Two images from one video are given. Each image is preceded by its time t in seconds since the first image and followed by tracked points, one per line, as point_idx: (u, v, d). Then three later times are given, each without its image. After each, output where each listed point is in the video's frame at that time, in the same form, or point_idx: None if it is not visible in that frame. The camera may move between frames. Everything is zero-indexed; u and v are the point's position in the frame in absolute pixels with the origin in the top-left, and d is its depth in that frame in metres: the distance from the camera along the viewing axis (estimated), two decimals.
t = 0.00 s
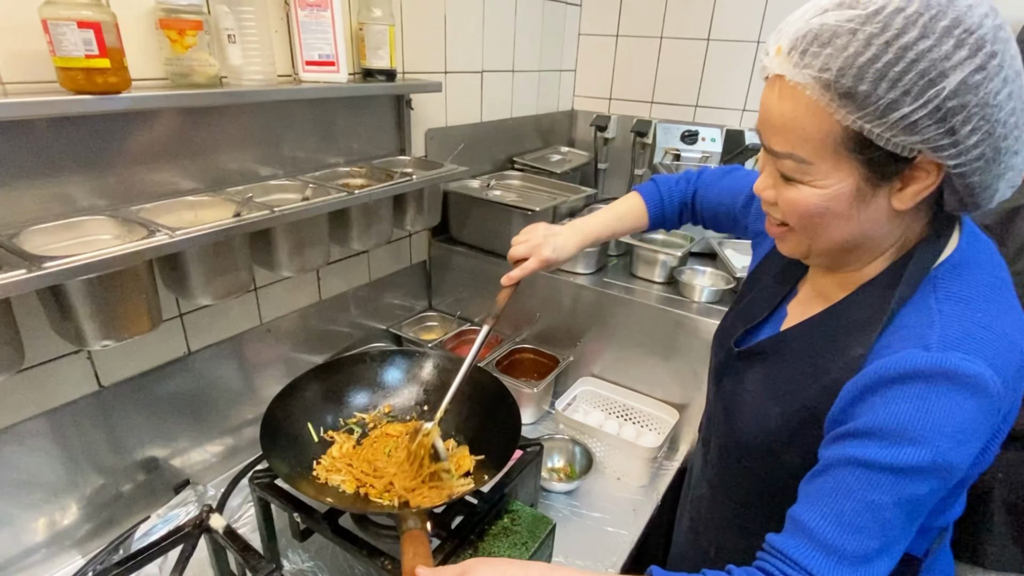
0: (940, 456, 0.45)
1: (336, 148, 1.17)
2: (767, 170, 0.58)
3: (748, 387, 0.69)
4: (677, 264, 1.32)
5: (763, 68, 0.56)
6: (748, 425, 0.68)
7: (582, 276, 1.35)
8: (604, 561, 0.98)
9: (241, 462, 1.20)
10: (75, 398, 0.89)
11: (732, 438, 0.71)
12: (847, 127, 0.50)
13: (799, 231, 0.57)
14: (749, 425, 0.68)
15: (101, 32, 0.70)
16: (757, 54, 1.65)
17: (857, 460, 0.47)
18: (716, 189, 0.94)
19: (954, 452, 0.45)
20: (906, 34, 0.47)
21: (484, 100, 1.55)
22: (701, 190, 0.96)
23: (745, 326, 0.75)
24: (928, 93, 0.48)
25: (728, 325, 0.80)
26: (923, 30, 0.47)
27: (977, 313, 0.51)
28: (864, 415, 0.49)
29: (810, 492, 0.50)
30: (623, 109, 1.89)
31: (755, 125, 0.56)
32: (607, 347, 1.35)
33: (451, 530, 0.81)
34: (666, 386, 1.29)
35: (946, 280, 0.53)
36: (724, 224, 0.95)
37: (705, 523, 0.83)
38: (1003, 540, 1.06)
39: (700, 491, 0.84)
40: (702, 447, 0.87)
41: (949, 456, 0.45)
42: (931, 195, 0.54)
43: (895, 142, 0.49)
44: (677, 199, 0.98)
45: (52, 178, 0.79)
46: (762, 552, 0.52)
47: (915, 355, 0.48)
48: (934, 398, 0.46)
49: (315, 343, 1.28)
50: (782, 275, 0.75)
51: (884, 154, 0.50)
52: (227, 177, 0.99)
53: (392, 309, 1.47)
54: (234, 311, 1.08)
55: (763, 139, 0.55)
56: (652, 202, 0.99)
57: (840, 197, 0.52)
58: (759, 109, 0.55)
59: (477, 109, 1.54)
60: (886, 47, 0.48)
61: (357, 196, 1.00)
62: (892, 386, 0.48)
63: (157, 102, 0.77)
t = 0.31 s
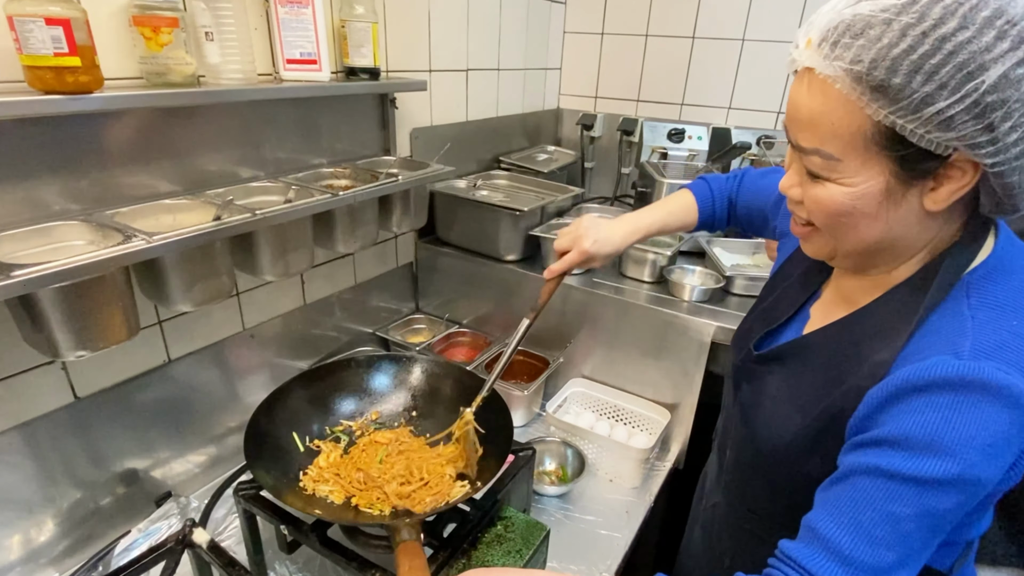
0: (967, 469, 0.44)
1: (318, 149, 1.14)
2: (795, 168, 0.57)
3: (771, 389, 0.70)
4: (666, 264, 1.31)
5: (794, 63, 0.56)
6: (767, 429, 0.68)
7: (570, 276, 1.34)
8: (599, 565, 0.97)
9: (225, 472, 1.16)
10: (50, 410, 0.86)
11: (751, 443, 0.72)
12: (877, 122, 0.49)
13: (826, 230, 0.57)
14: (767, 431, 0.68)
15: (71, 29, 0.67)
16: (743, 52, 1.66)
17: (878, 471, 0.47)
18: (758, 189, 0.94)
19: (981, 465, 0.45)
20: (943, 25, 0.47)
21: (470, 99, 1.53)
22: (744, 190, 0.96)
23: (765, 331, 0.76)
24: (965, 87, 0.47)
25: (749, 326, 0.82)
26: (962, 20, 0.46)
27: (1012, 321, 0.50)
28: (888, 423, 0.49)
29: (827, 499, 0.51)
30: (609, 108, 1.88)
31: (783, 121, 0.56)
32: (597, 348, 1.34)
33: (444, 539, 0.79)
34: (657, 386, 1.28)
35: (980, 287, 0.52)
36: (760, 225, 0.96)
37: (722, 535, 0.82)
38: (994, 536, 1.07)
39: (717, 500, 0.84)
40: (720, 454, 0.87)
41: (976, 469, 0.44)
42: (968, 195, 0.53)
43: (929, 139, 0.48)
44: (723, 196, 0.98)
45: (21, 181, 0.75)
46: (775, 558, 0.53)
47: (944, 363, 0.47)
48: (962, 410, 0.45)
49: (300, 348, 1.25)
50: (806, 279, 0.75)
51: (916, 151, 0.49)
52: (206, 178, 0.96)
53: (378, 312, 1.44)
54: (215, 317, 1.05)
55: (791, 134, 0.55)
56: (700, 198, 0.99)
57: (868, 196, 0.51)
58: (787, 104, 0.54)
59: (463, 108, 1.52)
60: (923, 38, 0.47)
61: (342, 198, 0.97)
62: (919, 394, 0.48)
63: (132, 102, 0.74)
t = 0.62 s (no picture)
0: (979, 473, 0.45)
1: (305, 149, 1.13)
2: (808, 169, 0.57)
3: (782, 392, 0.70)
4: (655, 263, 1.32)
5: (810, 62, 0.56)
6: (777, 436, 0.69)
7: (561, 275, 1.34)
8: (593, 565, 0.97)
9: (214, 477, 1.15)
10: (32, 416, 0.84)
11: (761, 450, 0.72)
12: (896, 125, 0.49)
13: (838, 231, 0.57)
14: (777, 440, 0.69)
15: (50, 27, 0.65)
16: (731, 50, 1.66)
17: (889, 472, 0.47)
18: (737, 194, 0.95)
19: (993, 470, 0.45)
20: (968, 27, 0.46)
21: (458, 97, 1.52)
22: (721, 198, 0.97)
23: (773, 335, 0.76)
24: (988, 90, 0.47)
25: (754, 330, 0.82)
26: (987, 22, 0.46)
27: None
28: (901, 425, 0.49)
29: (834, 498, 0.51)
30: (597, 106, 1.88)
31: (797, 122, 0.55)
32: (588, 347, 1.34)
33: (437, 541, 0.78)
34: (648, 384, 1.29)
35: (995, 290, 0.52)
36: (744, 228, 0.95)
37: (729, 536, 0.82)
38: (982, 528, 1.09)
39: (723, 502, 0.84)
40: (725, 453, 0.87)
41: (988, 474, 0.45)
42: (983, 200, 0.53)
43: (949, 142, 0.48)
44: (701, 203, 0.98)
45: None
46: (778, 554, 0.53)
47: (960, 367, 0.47)
48: (978, 414, 0.45)
49: (288, 350, 1.23)
50: (816, 284, 0.74)
51: (935, 155, 0.49)
52: (191, 179, 0.95)
53: (368, 312, 1.43)
54: (202, 320, 1.04)
55: (805, 135, 0.54)
56: (677, 202, 0.99)
57: (884, 199, 0.51)
58: (802, 105, 0.54)
59: (451, 107, 1.51)
60: (946, 39, 0.47)
61: (330, 198, 0.96)
62: (934, 397, 0.48)
63: (114, 102, 0.72)
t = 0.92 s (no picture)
0: (969, 474, 0.45)
1: (296, 147, 1.12)
2: (795, 164, 0.58)
3: (764, 396, 0.70)
4: (649, 260, 1.32)
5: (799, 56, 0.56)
6: (765, 434, 0.69)
7: (556, 273, 1.34)
8: (589, 563, 0.97)
9: (207, 478, 1.14)
10: (21, 419, 0.83)
11: (748, 446, 0.72)
12: (880, 119, 0.49)
13: (822, 227, 0.57)
14: (766, 435, 0.69)
15: (36, 23, 0.64)
16: (722, 48, 1.67)
17: (881, 474, 0.48)
18: (718, 194, 0.95)
19: (983, 469, 0.45)
20: (955, 22, 0.46)
21: (450, 95, 1.52)
22: (699, 199, 0.97)
23: (760, 333, 0.76)
24: (974, 86, 0.47)
25: (740, 327, 0.82)
26: (974, 18, 0.46)
27: (1013, 323, 0.50)
28: (891, 426, 0.49)
29: (828, 501, 0.51)
30: (589, 104, 1.88)
31: (785, 116, 0.55)
32: (583, 344, 1.34)
33: (433, 541, 0.78)
34: (642, 381, 1.29)
35: (979, 288, 0.53)
36: (726, 227, 0.95)
37: (718, 534, 0.83)
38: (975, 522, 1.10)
39: (712, 499, 0.85)
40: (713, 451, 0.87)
41: (978, 473, 0.45)
42: (966, 198, 0.53)
43: (933, 138, 0.48)
44: (678, 202, 0.98)
45: None
46: (773, 558, 0.54)
47: (948, 368, 0.47)
48: (966, 414, 0.45)
49: (281, 350, 1.23)
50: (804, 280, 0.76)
51: (918, 150, 0.49)
52: (182, 178, 0.94)
53: (360, 311, 1.42)
54: (193, 320, 1.03)
55: (793, 129, 0.55)
56: (655, 201, 0.99)
57: (868, 194, 0.52)
58: (791, 98, 0.54)
59: (443, 104, 1.50)
60: (934, 33, 0.47)
61: (322, 197, 0.95)
62: (922, 398, 0.48)
63: (102, 100, 0.71)
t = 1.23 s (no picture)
0: (946, 462, 0.45)
1: (292, 144, 1.11)
2: (752, 158, 0.58)
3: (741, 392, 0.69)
4: (648, 257, 1.31)
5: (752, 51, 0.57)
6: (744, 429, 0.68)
7: (553, 271, 1.33)
8: (589, 561, 0.97)
9: (203, 479, 1.13)
10: (15, 420, 0.82)
11: (730, 444, 0.71)
12: (825, 111, 0.50)
13: (779, 220, 0.57)
14: (746, 432, 0.68)
15: (26, 17, 0.63)
16: (720, 44, 1.66)
17: (861, 470, 0.47)
18: (694, 176, 0.93)
19: (959, 456, 0.45)
20: (889, 14, 0.46)
21: (447, 91, 1.51)
22: (670, 178, 0.96)
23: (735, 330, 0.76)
24: (909, 76, 0.46)
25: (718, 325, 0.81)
26: (908, 9, 0.45)
27: (975, 311, 0.50)
28: (864, 422, 0.49)
29: (814, 502, 0.50)
30: (586, 101, 1.87)
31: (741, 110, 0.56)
32: (581, 342, 1.33)
33: (432, 541, 0.78)
34: (641, 379, 1.29)
35: (939, 279, 0.53)
36: (698, 209, 0.95)
37: (706, 531, 0.82)
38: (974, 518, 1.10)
39: (698, 497, 0.84)
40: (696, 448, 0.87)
41: (955, 460, 0.45)
42: (915, 188, 0.53)
43: (875, 129, 0.48)
44: (641, 181, 0.98)
45: None
46: (769, 565, 0.53)
47: (912, 359, 0.48)
48: (934, 402, 0.46)
49: (278, 349, 1.22)
50: (770, 276, 0.75)
51: (862, 141, 0.49)
52: (176, 176, 0.93)
53: (357, 310, 1.41)
54: (189, 319, 1.02)
55: (748, 123, 0.55)
56: (613, 179, 0.98)
57: (818, 186, 0.52)
58: (745, 93, 0.55)
59: (440, 101, 1.49)
60: (869, 26, 0.46)
61: (318, 194, 0.94)
62: (891, 391, 0.48)
63: (94, 96, 0.70)
